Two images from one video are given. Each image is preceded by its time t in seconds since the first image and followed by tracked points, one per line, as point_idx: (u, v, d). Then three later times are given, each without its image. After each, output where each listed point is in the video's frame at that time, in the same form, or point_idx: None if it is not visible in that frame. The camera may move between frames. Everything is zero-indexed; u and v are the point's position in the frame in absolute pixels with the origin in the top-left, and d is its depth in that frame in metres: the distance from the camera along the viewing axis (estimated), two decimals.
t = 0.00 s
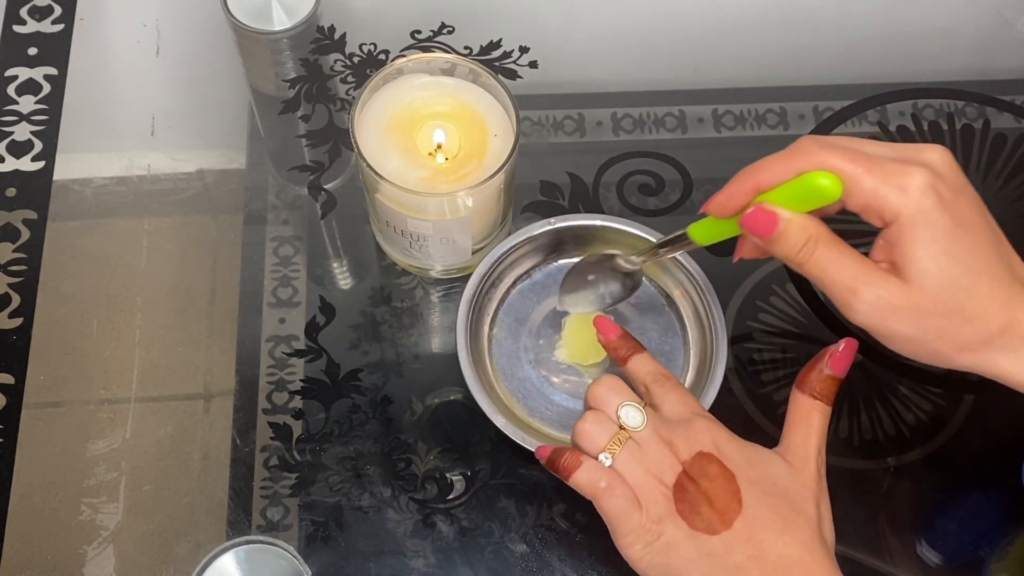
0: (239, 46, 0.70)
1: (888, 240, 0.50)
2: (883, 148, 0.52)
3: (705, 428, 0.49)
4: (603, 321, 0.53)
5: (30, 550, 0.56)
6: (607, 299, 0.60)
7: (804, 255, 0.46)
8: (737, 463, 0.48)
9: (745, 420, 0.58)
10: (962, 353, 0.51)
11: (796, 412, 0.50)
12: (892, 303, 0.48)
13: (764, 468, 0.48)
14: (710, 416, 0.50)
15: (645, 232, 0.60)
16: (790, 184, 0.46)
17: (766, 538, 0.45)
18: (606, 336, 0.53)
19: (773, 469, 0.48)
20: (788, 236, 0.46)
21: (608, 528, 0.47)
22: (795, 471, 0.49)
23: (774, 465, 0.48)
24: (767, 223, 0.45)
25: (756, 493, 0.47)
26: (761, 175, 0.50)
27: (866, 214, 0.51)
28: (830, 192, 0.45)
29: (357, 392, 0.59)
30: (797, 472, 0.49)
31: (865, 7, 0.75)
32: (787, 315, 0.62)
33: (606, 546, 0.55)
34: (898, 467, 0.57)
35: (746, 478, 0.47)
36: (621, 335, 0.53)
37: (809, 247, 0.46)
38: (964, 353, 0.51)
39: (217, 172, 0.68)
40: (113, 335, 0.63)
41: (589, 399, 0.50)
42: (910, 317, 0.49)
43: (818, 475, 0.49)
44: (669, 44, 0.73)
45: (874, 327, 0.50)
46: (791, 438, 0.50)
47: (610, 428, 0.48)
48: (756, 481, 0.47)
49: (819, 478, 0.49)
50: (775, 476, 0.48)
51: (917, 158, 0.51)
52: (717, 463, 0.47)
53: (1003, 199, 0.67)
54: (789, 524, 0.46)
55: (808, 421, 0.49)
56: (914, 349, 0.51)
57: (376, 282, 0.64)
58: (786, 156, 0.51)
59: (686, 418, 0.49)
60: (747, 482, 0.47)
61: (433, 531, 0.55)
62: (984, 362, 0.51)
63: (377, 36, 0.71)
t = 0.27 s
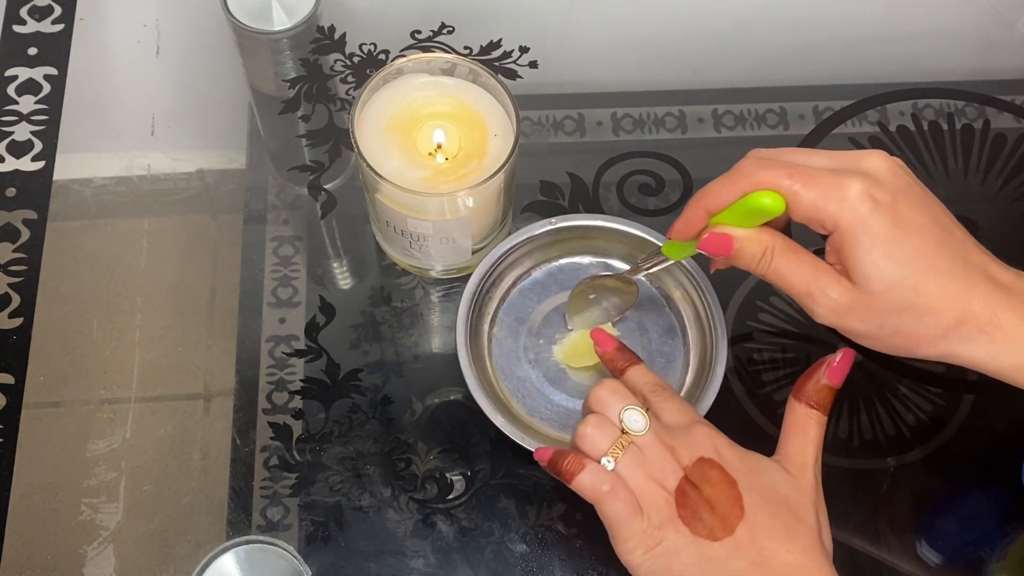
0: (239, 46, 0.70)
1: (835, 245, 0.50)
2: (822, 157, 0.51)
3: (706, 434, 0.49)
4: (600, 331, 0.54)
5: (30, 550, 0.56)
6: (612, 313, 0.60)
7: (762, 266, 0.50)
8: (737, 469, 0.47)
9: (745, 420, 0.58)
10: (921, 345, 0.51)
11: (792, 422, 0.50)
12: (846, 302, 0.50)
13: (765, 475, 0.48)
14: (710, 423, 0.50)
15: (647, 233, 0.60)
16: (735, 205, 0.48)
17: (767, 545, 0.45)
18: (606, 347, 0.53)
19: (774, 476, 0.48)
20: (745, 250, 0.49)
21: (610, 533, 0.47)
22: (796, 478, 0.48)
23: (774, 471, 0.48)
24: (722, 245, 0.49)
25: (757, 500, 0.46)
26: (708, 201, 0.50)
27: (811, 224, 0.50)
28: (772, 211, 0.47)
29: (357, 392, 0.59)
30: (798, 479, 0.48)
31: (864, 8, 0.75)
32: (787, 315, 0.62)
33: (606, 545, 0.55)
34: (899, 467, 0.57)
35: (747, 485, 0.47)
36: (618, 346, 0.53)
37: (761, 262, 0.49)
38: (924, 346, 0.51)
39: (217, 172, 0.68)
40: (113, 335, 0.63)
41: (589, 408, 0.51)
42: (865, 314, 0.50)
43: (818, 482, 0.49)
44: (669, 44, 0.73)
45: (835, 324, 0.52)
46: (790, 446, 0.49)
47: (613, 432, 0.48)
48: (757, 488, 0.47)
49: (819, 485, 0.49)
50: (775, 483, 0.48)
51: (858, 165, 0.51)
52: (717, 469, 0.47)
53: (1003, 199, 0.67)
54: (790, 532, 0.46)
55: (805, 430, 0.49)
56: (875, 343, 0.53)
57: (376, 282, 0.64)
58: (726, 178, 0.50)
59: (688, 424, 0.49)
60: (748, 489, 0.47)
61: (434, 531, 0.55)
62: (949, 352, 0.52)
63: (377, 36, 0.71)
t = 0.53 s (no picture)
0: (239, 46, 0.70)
1: (852, 246, 0.50)
2: (849, 156, 0.52)
3: (681, 448, 0.48)
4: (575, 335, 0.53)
5: (30, 550, 0.56)
6: (612, 287, 0.60)
7: (775, 259, 0.48)
8: (711, 482, 0.47)
9: (745, 421, 0.58)
10: (928, 354, 0.51)
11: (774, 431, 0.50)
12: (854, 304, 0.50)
13: (742, 486, 0.48)
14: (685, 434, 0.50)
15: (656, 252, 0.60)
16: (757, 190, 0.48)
17: (743, 557, 0.45)
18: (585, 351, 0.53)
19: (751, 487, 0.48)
20: (759, 240, 0.47)
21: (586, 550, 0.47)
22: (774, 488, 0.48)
23: (750, 482, 0.48)
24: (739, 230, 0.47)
25: (732, 513, 0.46)
26: (729, 184, 0.50)
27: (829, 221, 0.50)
28: (793, 201, 0.46)
29: (357, 392, 0.59)
30: (775, 490, 0.48)
31: (864, 8, 0.75)
32: (787, 315, 0.62)
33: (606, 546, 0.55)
34: (899, 467, 0.57)
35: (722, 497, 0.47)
36: (593, 349, 0.53)
37: (774, 252, 0.48)
38: (930, 355, 0.51)
39: (217, 172, 0.68)
40: (114, 335, 0.63)
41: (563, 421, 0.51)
42: (871, 317, 0.50)
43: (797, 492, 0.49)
44: (669, 44, 0.73)
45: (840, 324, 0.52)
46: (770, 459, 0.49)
47: (586, 448, 0.48)
48: (732, 501, 0.47)
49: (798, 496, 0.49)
50: (752, 495, 0.47)
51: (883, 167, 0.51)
52: (692, 484, 0.47)
53: (1003, 199, 0.67)
54: (767, 544, 0.46)
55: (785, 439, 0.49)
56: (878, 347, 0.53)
57: (376, 282, 0.64)
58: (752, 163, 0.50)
59: (663, 437, 0.49)
60: (723, 502, 0.47)
61: (434, 531, 0.55)
62: (951, 364, 0.52)
63: (377, 36, 0.71)
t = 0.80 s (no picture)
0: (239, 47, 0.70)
1: (865, 239, 0.50)
2: (864, 148, 0.52)
3: (691, 442, 0.49)
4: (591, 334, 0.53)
5: (30, 550, 0.56)
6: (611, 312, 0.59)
7: (784, 254, 0.47)
8: (720, 474, 0.47)
9: (745, 421, 0.58)
10: (943, 351, 0.51)
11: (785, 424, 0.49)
12: (872, 300, 0.49)
13: (749, 482, 0.48)
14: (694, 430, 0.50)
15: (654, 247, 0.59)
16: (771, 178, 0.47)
17: (749, 549, 0.45)
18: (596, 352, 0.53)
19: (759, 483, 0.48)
20: (770, 232, 0.46)
21: (593, 536, 0.46)
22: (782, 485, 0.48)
23: (758, 477, 0.48)
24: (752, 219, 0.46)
25: (740, 506, 0.46)
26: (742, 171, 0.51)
27: (842, 212, 0.51)
28: (807, 187, 0.46)
29: (357, 392, 0.59)
30: (782, 486, 0.48)
31: (864, 8, 0.75)
32: (787, 315, 0.62)
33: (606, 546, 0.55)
34: (899, 467, 0.57)
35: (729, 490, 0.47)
36: (605, 347, 0.53)
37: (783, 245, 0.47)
38: (945, 353, 0.51)
39: (217, 172, 0.68)
40: (114, 336, 0.63)
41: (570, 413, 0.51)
42: (887, 314, 0.49)
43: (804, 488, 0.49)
44: (669, 44, 0.73)
45: (855, 322, 0.50)
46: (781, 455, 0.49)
47: (597, 434, 0.48)
48: (740, 494, 0.47)
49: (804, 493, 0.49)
50: (759, 489, 0.47)
51: (897, 159, 0.51)
52: (701, 476, 0.47)
53: (1003, 199, 0.67)
54: (773, 538, 0.46)
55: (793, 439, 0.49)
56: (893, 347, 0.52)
57: (376, 282, 0.64)
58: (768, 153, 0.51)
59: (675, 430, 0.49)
60: (731, 494, 0.47)
61: (434, 531, 0.55)
62: (965, 362, 0.51)
63: (377, 36, 0.71)
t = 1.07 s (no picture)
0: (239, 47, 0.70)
1: (872, 241, 0.50)
2: (874, 151, 0.52)
3: (673, 453, 0.48)
4: (559, 335, 0.52)
5: (30, 550, 0.56)
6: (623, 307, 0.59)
7: (791, 254, 0.47)
8: (704, 483, 0.47)
9: (745, 421, 0.58)
10: (947, 356, 0.50)
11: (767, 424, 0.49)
12: (877, 300, 0.48)
13: (730, 486, 0.47)
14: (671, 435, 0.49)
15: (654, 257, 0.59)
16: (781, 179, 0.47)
17: (737, 559, 0.45)
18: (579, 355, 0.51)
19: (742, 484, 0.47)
20: (777, 232, 0.46)
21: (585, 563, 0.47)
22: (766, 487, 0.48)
23: (742, 480, 0.48)
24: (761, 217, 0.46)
25: (726, 516, 0.46)
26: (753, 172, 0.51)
27: (852, 213, 0.51)
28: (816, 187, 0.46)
29: (357, 392, 0.59)
30: (768, 488, 0.48)
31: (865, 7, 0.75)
32: (787, 315, 0.62)
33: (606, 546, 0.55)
34: (899, 467, 0.57)
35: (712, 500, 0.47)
36: (578, 347, 0.52)
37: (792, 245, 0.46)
38: (949, 358, 0.50)
39: (217, 172, 0.68)
40: (114, 336, 0.62)
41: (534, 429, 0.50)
42: (891, 316, 0.49)
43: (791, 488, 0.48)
44: (669, 43, 0.73)
45: (859, 324, 0.50)
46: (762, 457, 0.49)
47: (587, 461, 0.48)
48: (724, 502, 0.47)
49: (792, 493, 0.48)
50: (743, 492, 0.47)
51: (907, 162, 0.51)
52: (686, 488, 0.47)
53: (1003, 199, 0.67)
54: (758, 545, 0.45)
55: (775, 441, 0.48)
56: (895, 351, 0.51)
57: (376, 282, 0.64)
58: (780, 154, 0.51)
59: (652, 438, 0.49)
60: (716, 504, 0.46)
61: (434, 531, 0.55)
62: (969, 368, 0.51)
63: (377, 37, 0.71)
